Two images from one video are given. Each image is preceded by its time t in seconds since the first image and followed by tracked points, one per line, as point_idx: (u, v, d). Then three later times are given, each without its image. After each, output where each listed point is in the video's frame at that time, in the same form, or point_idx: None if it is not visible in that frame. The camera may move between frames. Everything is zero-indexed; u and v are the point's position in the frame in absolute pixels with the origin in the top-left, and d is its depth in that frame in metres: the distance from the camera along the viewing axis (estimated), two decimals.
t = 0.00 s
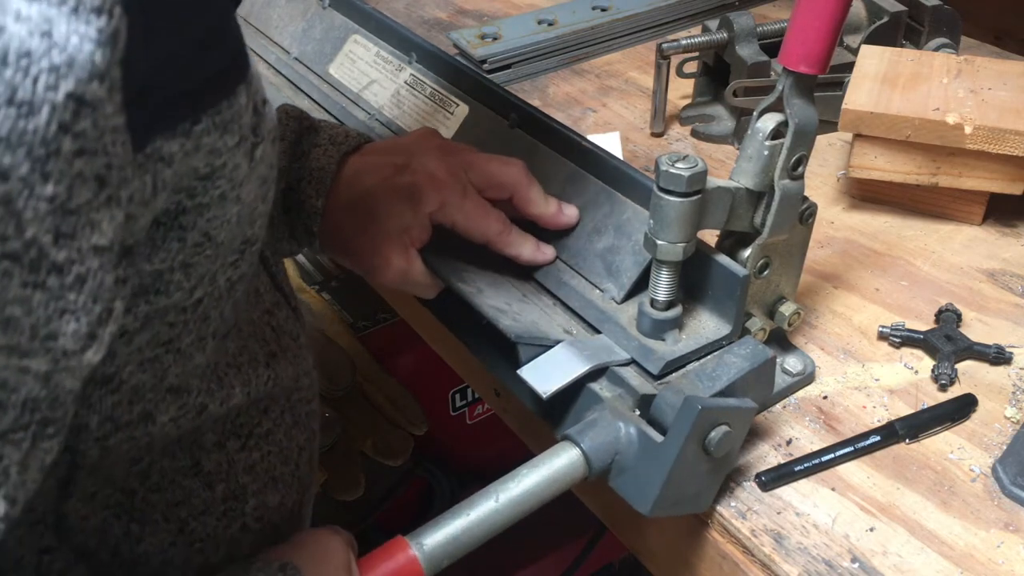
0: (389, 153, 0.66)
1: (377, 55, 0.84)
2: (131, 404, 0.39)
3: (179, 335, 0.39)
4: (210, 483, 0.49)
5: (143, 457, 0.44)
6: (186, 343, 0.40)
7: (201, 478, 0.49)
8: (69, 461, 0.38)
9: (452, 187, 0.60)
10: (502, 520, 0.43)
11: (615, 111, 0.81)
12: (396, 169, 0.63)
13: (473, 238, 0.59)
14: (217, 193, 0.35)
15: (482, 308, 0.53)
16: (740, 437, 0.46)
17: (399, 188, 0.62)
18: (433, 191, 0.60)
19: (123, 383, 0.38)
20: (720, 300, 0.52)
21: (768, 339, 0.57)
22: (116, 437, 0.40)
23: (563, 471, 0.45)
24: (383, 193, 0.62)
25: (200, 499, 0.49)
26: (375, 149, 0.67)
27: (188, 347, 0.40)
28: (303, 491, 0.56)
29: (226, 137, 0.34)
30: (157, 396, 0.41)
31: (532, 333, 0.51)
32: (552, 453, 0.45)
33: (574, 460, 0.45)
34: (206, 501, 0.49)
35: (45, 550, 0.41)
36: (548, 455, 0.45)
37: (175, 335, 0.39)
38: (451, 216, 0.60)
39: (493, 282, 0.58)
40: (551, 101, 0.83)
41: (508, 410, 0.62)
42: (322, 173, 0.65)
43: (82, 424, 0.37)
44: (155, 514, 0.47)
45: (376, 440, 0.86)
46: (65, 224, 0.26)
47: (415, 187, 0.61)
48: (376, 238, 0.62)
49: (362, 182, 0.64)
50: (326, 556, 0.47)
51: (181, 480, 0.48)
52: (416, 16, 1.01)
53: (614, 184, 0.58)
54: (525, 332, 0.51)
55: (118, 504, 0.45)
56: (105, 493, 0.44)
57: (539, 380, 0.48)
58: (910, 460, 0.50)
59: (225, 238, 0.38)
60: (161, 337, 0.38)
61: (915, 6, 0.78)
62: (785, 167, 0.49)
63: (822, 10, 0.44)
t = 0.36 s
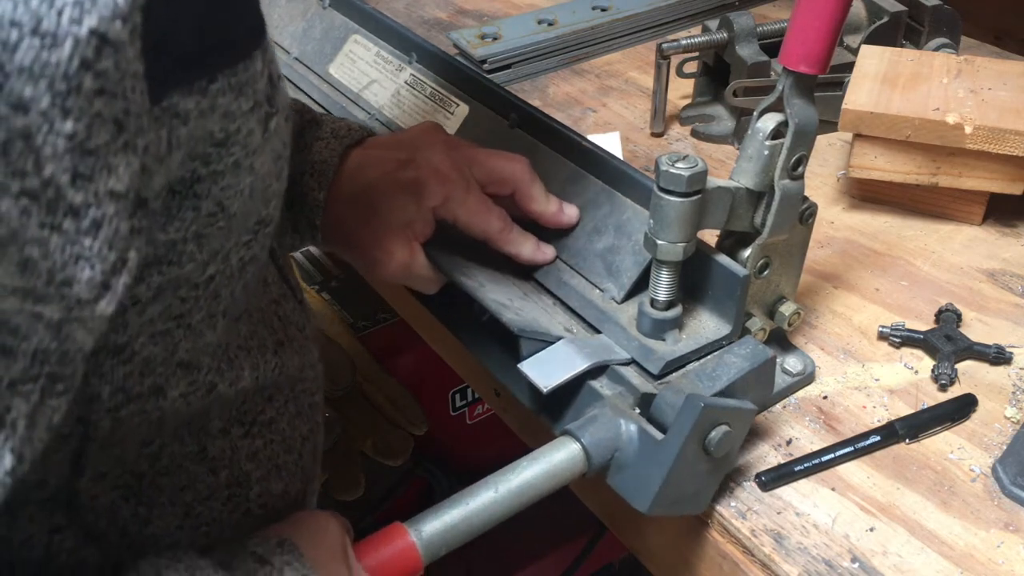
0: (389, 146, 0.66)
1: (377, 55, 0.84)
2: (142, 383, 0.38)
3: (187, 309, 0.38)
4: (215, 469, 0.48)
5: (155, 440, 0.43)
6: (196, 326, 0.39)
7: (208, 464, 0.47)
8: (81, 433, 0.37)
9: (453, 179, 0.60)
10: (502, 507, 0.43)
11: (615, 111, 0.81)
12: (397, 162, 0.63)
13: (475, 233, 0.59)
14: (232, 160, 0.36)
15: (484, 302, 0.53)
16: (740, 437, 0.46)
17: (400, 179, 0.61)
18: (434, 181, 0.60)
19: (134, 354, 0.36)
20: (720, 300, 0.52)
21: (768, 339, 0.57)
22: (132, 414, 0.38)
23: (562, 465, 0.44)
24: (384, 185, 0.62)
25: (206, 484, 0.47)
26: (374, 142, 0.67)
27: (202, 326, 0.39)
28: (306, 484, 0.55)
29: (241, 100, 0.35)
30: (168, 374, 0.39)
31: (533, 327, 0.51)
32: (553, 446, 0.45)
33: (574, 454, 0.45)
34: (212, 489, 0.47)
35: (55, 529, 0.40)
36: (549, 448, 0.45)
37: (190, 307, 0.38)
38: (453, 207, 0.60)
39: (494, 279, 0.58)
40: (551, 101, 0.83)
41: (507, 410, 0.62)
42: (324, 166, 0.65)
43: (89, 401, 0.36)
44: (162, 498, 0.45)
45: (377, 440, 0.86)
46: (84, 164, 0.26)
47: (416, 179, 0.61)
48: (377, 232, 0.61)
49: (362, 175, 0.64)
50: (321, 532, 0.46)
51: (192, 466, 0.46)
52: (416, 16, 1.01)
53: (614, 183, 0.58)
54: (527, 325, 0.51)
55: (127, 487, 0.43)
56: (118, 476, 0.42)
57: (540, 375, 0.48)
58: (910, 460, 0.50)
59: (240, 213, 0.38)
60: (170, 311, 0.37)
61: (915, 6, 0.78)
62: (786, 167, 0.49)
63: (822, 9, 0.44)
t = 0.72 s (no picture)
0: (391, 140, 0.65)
1: (377, 55, 0.84)
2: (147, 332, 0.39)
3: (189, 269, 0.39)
4: (225, 449, 0.47)
5: (168, 411, 0.43)
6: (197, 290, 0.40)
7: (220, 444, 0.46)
8: (94, 391, 0.38)
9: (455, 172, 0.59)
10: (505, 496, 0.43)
11: (615, 111, 0.81)
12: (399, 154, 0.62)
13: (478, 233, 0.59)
14: (240, 113, 0.38)
15: (488, 295, 0.53)
16: (740, 437, 0.46)
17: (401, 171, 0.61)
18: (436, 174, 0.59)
19: (145, 312, 0.38)
20: (720, 300, 0.52)
21: (768, 339, 0.57)
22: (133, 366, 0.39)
23: (562, 459, 0.45)
24: (385, 178, 0.61)
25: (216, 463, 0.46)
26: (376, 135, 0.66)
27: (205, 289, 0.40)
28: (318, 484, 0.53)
29: (247, 48, 0.36)
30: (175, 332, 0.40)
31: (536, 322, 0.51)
32: (554, 440, 0.46)
33: (574, 449, 0.45)
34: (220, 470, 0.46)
35: (69, 497, 0.37)
36: (550, 442, 0.45)
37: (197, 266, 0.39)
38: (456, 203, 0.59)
39: (496, 275, 0.58)
40: (552, 101, 0.83)
41: (507, 410, 0.62)
42: (326, 158, 0.65)
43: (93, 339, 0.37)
44: (173, 474, 0.44)
45: (376, 440, 0.87)
46: (84, 80, 0.25)
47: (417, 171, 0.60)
48: (377, 226, 0.61)
49: (364, 167, 0.63)
50: (320, 508, 0.45)
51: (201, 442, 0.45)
52: (416, 15, 1.00)
53: (615, 183, 0.58)
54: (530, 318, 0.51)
55: (141, 461, 0.43)
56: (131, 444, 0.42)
57: (541, 368, 0.48)
58: (910, 460, 0.50)
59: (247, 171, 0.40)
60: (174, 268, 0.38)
61: (915, 6, 0.78)
62: (786, 167, 0.49)
63: (822, 8, 0.44)
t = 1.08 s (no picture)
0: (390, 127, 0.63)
1: (377, 55, 0.84)
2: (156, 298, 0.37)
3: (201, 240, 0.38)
4: (236, 431, 0.46)
5: (179, 387, 0.42)
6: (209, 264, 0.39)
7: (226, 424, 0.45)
8: (103, 356, 0.37)
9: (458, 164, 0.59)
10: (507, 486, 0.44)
11: (615, 111, 0.81)
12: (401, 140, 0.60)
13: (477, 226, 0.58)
14: (247, 71, 0.36)
15: (490, 290, 0.54)
16: (740, 436, 0.46)
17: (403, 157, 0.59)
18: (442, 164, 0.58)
19: (153, 278, 0.37)
20: (720, 299, 0.52)
21: (769, 338, 0.57)
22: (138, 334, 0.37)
23: (562, 455, 0.45)
24: (385, 164, 0.59)
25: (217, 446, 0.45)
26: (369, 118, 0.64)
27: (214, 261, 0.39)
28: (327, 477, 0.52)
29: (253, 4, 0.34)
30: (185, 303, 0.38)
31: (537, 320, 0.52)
32: (554, 436, 0.46)
33: (574, 446, 0.46)
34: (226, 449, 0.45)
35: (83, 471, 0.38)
36: (550, 438, 0.46)
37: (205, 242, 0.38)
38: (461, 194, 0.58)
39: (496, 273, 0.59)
40: (552, 101, 0.83)
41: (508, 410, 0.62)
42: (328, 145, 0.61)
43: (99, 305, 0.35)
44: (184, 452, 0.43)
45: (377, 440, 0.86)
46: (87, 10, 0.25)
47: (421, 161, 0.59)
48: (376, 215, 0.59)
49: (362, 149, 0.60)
50: (317, 488, 0.47)
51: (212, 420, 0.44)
52: (416, 15, 1.00)
53: (614, 183, 0.58)
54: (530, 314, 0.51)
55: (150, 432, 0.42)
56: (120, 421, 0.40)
57: (540, 363, 0.48)
58: (911, 460, 0.50)
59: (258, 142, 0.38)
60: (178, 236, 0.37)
61: (915, 6, 0.78)
62: (786, 167, 0.49)
63: (821, 10, 0.44)
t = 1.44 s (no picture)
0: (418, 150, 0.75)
1: (375, 54, 0.82)
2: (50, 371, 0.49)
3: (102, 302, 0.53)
4: None
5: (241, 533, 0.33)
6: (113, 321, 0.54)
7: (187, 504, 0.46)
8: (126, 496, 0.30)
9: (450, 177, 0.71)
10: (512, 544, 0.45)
11: (615, 110, 0.81)
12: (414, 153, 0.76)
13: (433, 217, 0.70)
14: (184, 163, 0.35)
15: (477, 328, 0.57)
16: (741, 437, 0.46)
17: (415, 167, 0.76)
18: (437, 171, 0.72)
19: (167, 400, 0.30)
20: (720, 299, 0.52)
21: (772, 339, 0.56)
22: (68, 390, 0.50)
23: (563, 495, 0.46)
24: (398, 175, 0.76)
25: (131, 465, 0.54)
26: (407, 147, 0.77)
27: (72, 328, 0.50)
28: (319, 525, 0.56)
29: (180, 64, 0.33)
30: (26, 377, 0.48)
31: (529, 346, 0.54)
32: (553, 474, 0.47)
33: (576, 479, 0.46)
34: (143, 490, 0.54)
35: None
36: (549, 478, 0.47)
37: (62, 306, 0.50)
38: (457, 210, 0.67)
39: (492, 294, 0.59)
40: (552, 100, 0.82)
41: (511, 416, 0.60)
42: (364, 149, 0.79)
43: None
44: None
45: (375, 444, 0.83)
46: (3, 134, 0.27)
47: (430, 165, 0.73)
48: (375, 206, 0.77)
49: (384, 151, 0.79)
50: None
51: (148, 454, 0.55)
52: (415, 13, 1.00)
53: (613, 183, 0.58)
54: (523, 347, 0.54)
55: None
56: (86, 470, 0.51)
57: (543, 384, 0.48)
58: (912, 461, 0.50)
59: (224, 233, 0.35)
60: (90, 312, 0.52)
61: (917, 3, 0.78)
62: (787, 166, 0.48)
63: (821, 9, 0.43)
